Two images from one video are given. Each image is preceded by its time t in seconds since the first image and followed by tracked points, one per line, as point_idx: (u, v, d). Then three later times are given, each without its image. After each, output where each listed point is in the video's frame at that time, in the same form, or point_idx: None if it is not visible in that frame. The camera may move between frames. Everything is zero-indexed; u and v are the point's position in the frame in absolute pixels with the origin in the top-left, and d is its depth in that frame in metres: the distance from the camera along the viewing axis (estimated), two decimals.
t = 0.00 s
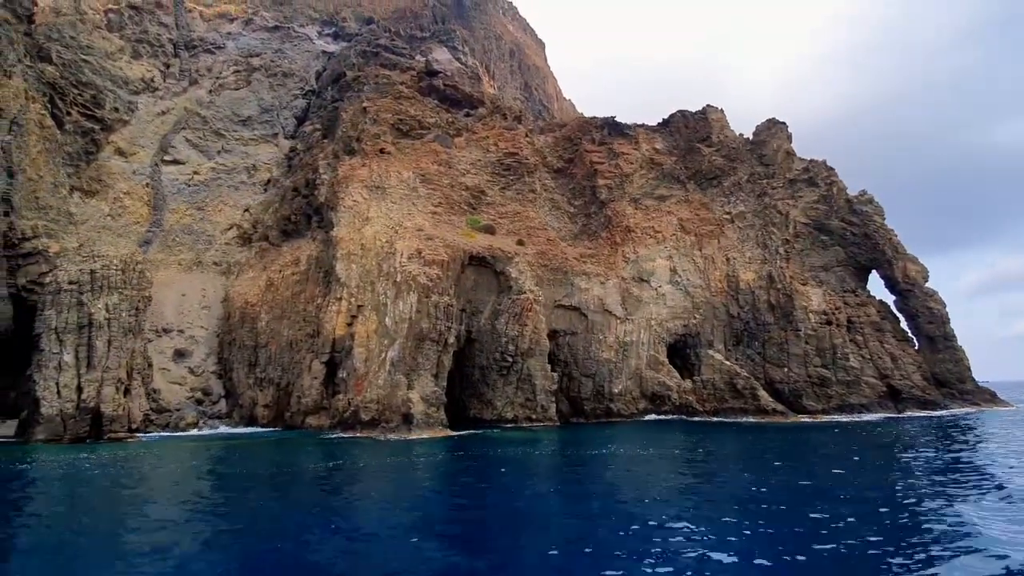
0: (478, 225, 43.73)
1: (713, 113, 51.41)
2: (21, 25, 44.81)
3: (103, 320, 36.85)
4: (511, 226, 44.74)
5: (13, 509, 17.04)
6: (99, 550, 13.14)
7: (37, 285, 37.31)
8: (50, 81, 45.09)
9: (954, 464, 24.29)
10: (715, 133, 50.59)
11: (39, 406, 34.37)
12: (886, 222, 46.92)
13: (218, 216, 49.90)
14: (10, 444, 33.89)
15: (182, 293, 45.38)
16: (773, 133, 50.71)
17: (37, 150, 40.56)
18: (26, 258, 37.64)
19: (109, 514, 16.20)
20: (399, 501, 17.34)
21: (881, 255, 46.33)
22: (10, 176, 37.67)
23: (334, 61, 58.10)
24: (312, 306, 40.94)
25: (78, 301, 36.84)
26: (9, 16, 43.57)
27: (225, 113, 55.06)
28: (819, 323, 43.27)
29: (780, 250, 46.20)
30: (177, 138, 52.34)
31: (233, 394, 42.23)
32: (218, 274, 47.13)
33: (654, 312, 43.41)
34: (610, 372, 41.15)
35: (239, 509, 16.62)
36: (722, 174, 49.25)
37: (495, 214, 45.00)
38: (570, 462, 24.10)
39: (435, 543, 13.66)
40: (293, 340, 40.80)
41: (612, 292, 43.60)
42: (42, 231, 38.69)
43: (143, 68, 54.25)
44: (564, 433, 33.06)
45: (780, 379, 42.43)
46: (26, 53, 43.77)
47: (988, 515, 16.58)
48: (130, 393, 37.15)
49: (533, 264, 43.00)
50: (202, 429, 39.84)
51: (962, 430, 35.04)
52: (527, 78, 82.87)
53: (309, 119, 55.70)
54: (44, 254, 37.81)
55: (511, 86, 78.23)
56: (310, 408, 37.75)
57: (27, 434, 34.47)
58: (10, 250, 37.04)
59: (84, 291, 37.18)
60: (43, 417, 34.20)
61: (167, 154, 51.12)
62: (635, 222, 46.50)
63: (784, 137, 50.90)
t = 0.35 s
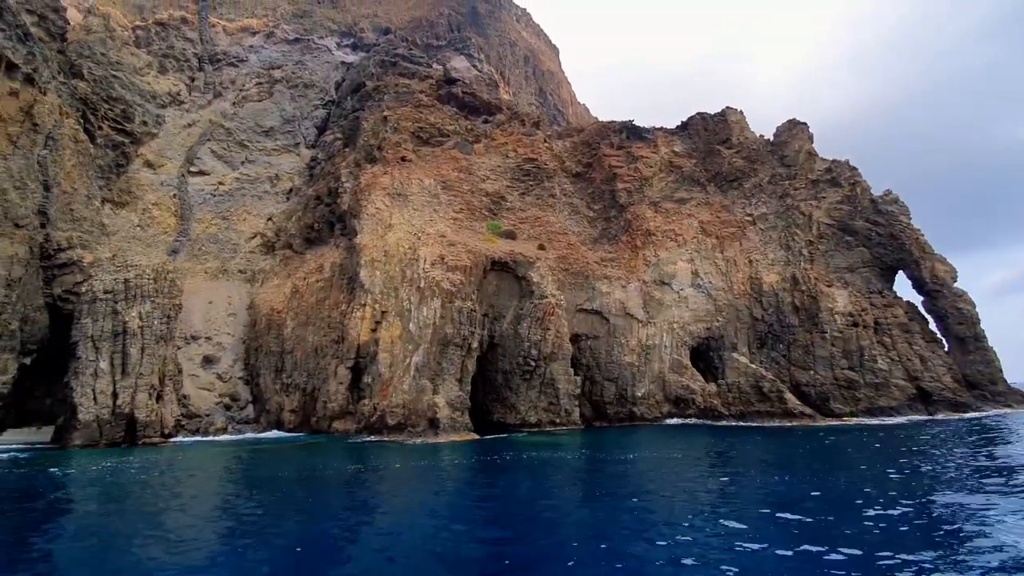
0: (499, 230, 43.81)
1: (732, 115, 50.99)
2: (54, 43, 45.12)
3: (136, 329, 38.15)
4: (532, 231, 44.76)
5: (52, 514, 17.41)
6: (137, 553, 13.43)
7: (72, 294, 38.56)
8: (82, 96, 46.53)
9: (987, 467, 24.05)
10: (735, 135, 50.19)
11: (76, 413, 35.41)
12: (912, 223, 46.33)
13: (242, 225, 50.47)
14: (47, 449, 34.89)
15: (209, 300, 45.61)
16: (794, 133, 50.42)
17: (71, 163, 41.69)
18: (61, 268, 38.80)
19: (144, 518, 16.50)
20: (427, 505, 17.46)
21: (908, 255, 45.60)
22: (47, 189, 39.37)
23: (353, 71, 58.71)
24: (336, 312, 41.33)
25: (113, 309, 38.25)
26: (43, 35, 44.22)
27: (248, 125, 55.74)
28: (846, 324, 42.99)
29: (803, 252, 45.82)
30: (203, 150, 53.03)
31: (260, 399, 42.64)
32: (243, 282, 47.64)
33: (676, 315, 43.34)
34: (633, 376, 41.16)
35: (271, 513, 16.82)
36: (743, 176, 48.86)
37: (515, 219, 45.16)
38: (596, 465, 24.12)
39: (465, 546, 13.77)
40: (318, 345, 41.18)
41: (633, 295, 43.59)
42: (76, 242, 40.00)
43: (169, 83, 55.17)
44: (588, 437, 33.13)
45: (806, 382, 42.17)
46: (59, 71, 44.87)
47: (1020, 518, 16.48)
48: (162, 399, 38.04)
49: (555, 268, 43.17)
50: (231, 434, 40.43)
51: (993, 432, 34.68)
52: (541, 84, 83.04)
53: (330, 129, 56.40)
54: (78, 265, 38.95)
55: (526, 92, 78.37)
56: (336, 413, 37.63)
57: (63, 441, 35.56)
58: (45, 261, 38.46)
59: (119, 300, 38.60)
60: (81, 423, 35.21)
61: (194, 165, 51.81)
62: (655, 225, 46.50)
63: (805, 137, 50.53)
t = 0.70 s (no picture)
0: (538, 233, 44.13)
1: (773, 109, 50.46)
2: (115, 65, 47.39)
3: (195, 334, 38.86)
4: (570, 233, 44.88)
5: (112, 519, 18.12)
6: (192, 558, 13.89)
7: (135, 301, 41.38)
8: (140, 115, 49.11)
9: None
10: (778, 130, 49.78)
11: (142, 414, 36.71)
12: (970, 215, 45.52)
13: (287, 233, 51.41)
14: (117, 448, 36.43)
15: (259, 306, 46.48)
16: (839, 125, 49.07)
17: (133, 179, 44.94)
18: (125, 278, 41.70)
19: (197, 522, 17.03)
20: (468, 506, 17.58)
21: (966, 249, 44.74)
22: (111, 203, 42.47)
23: (390, 81, 59.71)
24: (380, 316, 41.82)
25: (174, 317, 39.23)
26: (104, 58, 46.38)
27: (291, 136, 56.73)
28: (900, 322, 42.18)
29: (852, 248, 45.03)
30: (250, 161, 54.32)
31: (309, 402, 42.93)
32: (289, 288, 48.30)
33: (720, 315, 42.81)
34: (677, 377, 40.93)
35: (317, 514, 17.14)
36: (786, 171, 48.16)
37: (554, 221, 45.29)
38: (641, 467, 24.07)
39: (507, 548, 13.82)
40: (363, 349, 41.56)
41: (675, 295, 43.32)
42: (138, 253, 42.93)
43: (218, 99, 56.67)
44: (633, 437, 33.18)
45: (858, 382, 41.48)
46: (120, 92, 47.33)
47: None
48: (220, 401, 38.66)
49: (594, 269, 43.06)
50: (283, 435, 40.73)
51: None
52: (572, 85, 82.90)
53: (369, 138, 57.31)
54: (140, 274, 41.75)
55: (557, 93, 78.30)
56: (383, 415, 38.07)
57: (131, 440, 37.10)
58: (112, 271, 41.67)
59: (179, 307, 39.47)
60: (147, 424, 36.51)
61: (242, 176, 53.22)
62: (696, 224, 46.14)
63: (851, 129, 49.09)
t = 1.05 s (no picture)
0: (571, 233, 43.88)
1: (812, 103, 49.30)
2: (160, 79, 48.72)
3: (240, 336, 39.36)
4: (603, 233, 44.54)
5: (157, 521, 18.38)
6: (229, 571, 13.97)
7: (183, 305, 42.33)
8: (183, 125, 49.96)
9: None
10: (816, 123, 48.34)
11: (192, 413, 37.39)
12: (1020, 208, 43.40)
13: (322, 237, 51.83)
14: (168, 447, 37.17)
15: (299, 309, 46.87)
16: (881, 118, 47.63)
17: (179, 188, 45.68)
18: (173, 283, 42.68)
19: (236, 530, 17.15)
20: (507, 516, 17.47)
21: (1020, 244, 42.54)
22: (160, 212, 43.62)
23: (420, 85, 60.13)
24: (415, 318, 41.97)
25: (220, 319, 39.72)
26: (151, 72, 47.79)
27: (324, 142, 57.64)
28: (952, 320, 41.06)
29: (898, 244, 43.56)
30: (287, 169, 55.20)
31: (348, 402, 43.05)
32: (325, 291, 48.61)
33: (759, 314, 42.48)
34: (714, 377, 40.60)
35: (353, 524, 17.13)
36: (825, 166, 46.90)
37: (587, 221, 44.99)
38: (679, 468, 23.87)
39: (543, 566, 13.66)
40: (400, 350, 41.70)
41: (711, 294, 42.83)
42: (186, 259, 43.81)
43: (255, 108, 57.54)
44: (671, 439, 32.84)
45: (906, 382, 40.58)
46: (166, 104, 48.55)
47: None
48: (265, 401, 38.96)
49: (628, 269, 42.79)
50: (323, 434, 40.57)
51: None
52: (599, 83, 82.35)
53: (399, 143, 57.43)
54: (187, 279, 42.64)
55: (585, 92, 77.81)
56: (420, 415, 38.37)
57: (182, 439, 37.77)
58: (161, 276, 42.72)
59: (225, 310, 39.99)
60: (198, 422, 37.19)
61: (279, 183, 54.08)
62: (732, 222, 45.49)
63: (894, 121, 47.63)
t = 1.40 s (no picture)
0: (590, 232, 43.71)
1: (833, 96, 48.61)
2: (183, 87, 49.42)
3: (267, 338, 39.86)
4: (623, 231, 44.22)
5: (186, 521, 18.43)
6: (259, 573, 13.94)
7: (208, 309, 42.73)
8: (205, 133, 50.96)
9: None
10: (838, 117, 47.83)
11: (221, 414, 37.78)
12: None
13: (341, 240, 52.02)
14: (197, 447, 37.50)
15: (319, 311, 46.98)
16: (905, 110, 47.17)
17: (204, 195, 46.70)
18: (198, 286, 43.16)
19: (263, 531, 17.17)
20: (539, 514, 17.52)
21: None
22: (185, 218, 44.44)
23: (435, 87, 60.31)
24: (437, 319, 42.13)
25: (247, 322, 40.23)
26: (173, 81, 48.36)
27: (341, 146, 57.95)
28: (981, 315, 40.61)
29: (926, 238, 42.92)
30: (305, 173, 55.53)
31: (370, 402, 43.12)
32: (344, 293, 48.74)
33: (783, 311, 41.99)
34: (738, 374, 40.40)
35: (388, 523, 17.27)
36: (850, 160, 46.22)
37: (606, 220, 44.81)
38: (704, 467, 23.71)
39: (570, 567, 13.51)
40: (421, 351, 41.89)
41: (734, 291, 42.50)
42: (211, 263, 44.50)
43: (275, 114, 58.19)
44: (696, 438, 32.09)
45: (935, 377, 40.02)
46: (188, 111, 49.28)
47: None
48: (290, 402, 39.33)
49: (649, 267, 42.66)
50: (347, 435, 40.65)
51: None
52: (612, 81, 82.07)
53: (415, 145, 57.55)
54: (213, 283, 43.10)
55: (597, 91, 77.59)
56: (443, 415, 38.49)
57: (210, 440, 38.09)
58: (187, 281, 43.23)
59: (251, 313, 40.49)
60: (226, 423, 37.54)
61: (297, 187, 54.40)
62: (753, 218, 45.04)
63: (919, 113, 47.15)
